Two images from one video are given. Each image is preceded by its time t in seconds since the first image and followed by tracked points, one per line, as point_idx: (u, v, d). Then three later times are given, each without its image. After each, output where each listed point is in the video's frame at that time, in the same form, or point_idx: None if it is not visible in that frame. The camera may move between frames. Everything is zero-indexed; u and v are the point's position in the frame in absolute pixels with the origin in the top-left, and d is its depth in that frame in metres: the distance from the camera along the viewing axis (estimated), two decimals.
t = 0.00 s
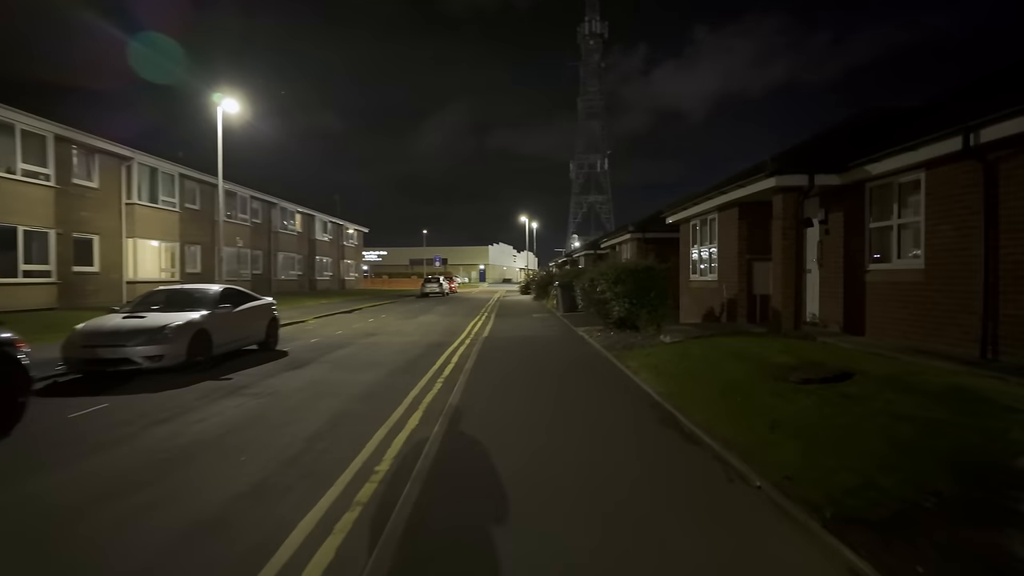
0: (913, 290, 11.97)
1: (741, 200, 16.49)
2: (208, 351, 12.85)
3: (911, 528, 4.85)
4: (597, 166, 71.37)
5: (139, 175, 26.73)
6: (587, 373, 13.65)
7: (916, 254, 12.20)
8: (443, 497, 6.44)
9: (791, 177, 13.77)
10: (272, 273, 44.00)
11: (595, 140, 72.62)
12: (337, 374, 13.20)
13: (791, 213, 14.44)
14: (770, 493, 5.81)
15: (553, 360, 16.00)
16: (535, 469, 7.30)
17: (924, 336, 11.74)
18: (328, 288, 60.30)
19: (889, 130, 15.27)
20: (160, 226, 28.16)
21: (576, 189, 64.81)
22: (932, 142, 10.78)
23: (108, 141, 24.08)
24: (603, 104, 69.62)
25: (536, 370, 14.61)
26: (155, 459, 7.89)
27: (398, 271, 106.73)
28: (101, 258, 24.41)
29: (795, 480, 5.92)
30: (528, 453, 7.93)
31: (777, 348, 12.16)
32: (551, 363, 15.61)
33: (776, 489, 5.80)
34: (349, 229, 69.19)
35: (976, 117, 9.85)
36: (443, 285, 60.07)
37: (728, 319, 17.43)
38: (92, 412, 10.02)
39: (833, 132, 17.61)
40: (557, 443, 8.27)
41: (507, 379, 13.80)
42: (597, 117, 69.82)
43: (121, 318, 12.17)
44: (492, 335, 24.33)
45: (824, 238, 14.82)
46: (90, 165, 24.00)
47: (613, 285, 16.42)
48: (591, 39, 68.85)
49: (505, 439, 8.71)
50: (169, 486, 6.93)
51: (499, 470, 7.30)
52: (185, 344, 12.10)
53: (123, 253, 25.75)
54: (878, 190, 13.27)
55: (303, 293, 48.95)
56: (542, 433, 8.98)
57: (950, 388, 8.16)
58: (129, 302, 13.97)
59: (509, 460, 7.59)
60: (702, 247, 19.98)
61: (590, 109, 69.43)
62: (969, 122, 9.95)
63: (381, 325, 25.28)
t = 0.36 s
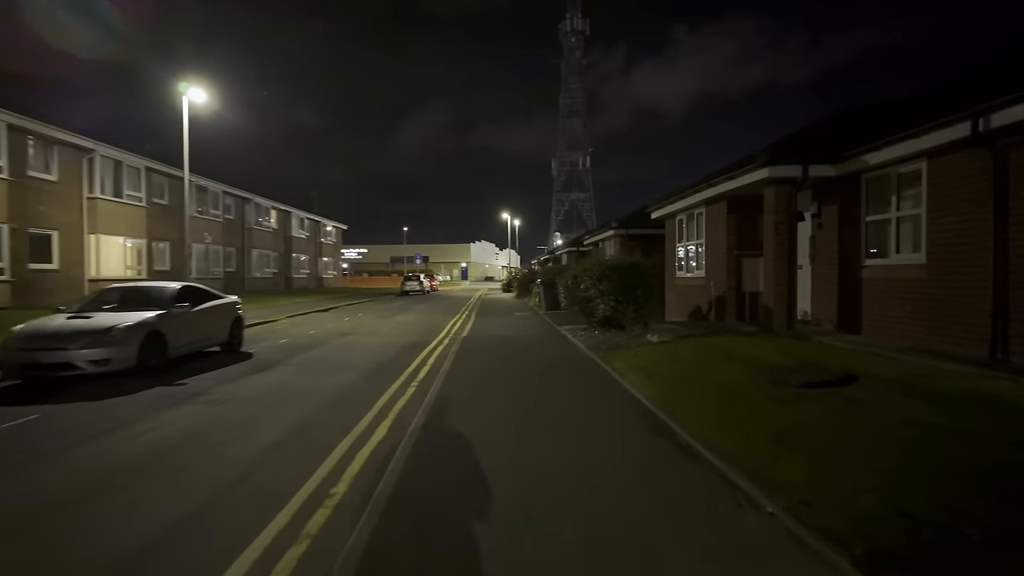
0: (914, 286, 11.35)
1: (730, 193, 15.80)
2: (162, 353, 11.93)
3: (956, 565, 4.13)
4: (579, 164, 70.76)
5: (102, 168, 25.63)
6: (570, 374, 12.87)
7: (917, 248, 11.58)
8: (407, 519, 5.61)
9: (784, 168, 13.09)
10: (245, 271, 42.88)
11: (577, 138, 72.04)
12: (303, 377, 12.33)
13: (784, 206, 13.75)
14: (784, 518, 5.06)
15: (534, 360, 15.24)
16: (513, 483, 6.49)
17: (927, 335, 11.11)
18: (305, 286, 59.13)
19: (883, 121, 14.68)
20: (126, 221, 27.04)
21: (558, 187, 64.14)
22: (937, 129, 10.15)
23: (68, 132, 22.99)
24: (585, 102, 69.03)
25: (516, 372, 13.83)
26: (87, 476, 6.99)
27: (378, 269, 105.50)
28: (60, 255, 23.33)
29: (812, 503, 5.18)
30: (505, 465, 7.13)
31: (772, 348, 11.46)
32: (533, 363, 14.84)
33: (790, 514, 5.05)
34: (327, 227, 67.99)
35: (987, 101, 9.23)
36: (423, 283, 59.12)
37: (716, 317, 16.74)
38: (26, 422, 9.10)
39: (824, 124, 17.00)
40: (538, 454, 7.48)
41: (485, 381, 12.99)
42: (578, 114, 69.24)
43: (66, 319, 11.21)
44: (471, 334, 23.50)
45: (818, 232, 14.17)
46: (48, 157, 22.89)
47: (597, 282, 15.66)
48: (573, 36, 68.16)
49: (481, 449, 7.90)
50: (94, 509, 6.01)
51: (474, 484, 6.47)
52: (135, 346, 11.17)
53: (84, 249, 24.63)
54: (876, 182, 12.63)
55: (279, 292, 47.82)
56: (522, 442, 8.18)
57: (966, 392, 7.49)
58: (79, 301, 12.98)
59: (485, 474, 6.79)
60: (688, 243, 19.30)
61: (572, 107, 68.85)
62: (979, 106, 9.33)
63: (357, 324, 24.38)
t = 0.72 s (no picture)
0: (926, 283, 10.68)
1: (727, 185, 15.07)
2: (120, 356, 11.03)
3: None
4: (566, 160, 70.01)
5: (70, 159, 24.53)
6: (559, 376, 12.09)
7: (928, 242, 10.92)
8: (378, 556, 4.81)
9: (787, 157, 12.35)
10: (224, 267, 41.88)
11: (564, 133, 71.27)
12: (274, 381, 11.48)
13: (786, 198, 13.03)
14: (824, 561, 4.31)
15: (522, 360, 14.48)
16: (505, 514, 5.66)
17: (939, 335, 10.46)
18: (287, 282, 57.98)
19: (886, 110, 14.03)
20: (97, 214, 25.98)
21: (545, 182, 63.35)
22: (957, 114, 9.49)
23: (32, 120, 21.90)
24: (571, 97, 68.30)
25: (504, 372, 13.05)
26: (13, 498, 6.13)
27: (363, 265, 104.27)
28: (26, 250, 22.30)
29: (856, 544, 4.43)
30: (492, 486, 6.37)
31: (775, 349, 10.73)
32: (521, 363, 14.08)
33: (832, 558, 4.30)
34: (310, 222, 66.83)
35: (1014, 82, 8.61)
36: (409, 280, 58.14)
37: (711, 315, 16.01)
38: None
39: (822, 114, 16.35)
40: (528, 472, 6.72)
41: (470, 383, 12.21)
42: (565, 109, 68.51)
43: (12, 319, 10.28)
44: (455, 332, 22.69)
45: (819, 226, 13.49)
46: (11, 146, 21.79)
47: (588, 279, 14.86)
48: (559, 30, 67.21)
49: (466, 465, 7.14)
50: (15, 540, 5.17)
51: (460, 510, 5.72)
52: (88, 348, 10.26)
53: (50, 243, 23.53)
54: (883, 173, 11.97)
55: (259, 288, 46.72)
56: (510, 456, 7.42)
57: (998, 399, 6.82)
58: (32, 299, 12.04)
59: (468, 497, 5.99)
60: (682, 238, 18.57)
61: (558, 102, 68.10)
62: (1005, 88, 8.70)
63: (337, 322, 23.53)
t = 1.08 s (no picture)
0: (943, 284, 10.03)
1: (726, 179, 14.33)
2: (73, 363, 10.16)
3: None
4: (553, 157, 69.21)
5: (37, 152, 23.47)
6: (551, 382, 11.31)
7: (945, 241, 10.24)
8: None
9: (793, 150, 11.63)
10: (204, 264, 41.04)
11: (552, 130, 70.47)
12: (243, 391, 10.65)
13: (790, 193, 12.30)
14: None
15: (511, 363, 13.68)
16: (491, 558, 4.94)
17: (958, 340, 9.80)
18: (270, 280, 56.85)
19: (894, 101, 13.33)
20: (66, 209, 24.90)
21: (533, 179, 62.48)
22: (981, 102, 8.78)
23: None
24: (559, 93, 67.49)
25: (491, 377, 12.24)
26: None
27: (348, 262, 103.00)
28: None
29: None
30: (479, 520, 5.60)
31: (782, 355, 9.99)
32: (510, 366, 13.27)
33: None
34: (294, 218, 65.62)
35: None
36: (395, 277, 57.20)
37: (707, 316, 15.29)
38: None
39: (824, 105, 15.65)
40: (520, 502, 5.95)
41: (455, 389, 11.38)
42: (553, 106, 67.69)
43: None
44: (440, 333, 21.82)
45: (824, 223, 12.79)
46: None
47: (581, 279, 14.07)
48: (547, 27, 66.10)
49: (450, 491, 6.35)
50: None
51: (440, 558, 4.97)
52: (35, 356, 9.36)
53: (15, 240, 22.44)
54: (894, 166, 11.27)
55: (241, 286, 45.64)
56: (499, 482, 6.62)
57: None
58: None
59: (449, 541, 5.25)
60: (677, 235, 17.82)
61: (546, 99, 67.34)
62: None
63: (318, 322, 22.66)
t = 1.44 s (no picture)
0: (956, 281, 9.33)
1: (718, 170, 13.58)
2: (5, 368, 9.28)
3: None
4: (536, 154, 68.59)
5: None
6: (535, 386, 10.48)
7: (957, 234, 9.54)
8: None
9: (792, 137, 10.87)
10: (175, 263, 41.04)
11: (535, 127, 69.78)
12: (196, 400, 9.73)
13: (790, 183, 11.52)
14: None
15: (490, 366, 12.86)
16: None
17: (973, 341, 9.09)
18: (246, 279, 55.57)
19: (895, 87, 12.64)
20: (24, 204, 23.78)
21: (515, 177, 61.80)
22: (1001, 82, 8.04)
23: None
24: (541, 91, 66.94)
25: (469, 381, 11.42)
26: None
27: (328, 261, 101.57)
28: None
29: None
30: (455, 556, 4.71)
31: (785, 357, 9.23)
32: (490, 369, 12.45)
33: None
34: (271, 216, 64.40)
35: None
36: (375, 275, 56.17)
37: (699, 315, 14.53)
38: None
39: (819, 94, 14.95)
40: (499, 529, 5.08)
41: (430, 394, 10.54)
42: (535, 103, 67.04)
43: None
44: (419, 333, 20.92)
45: (824, 216, 12.07)
46: None
47: (565, 275, 13.25)
48: (529, 23, 65.16)
49: (422, 516, 5.45)
50: None
51: None
52: None
53: None
54: (901, 154, 10.56)
55: (214, 285, 44.43)
56: (476, 503, 5.76)
57: None
58: None
59: None
60: (665, 229, 17.08)
61: (528, 96, 66.66)
62: None
63: (291, 323, 21.76)
